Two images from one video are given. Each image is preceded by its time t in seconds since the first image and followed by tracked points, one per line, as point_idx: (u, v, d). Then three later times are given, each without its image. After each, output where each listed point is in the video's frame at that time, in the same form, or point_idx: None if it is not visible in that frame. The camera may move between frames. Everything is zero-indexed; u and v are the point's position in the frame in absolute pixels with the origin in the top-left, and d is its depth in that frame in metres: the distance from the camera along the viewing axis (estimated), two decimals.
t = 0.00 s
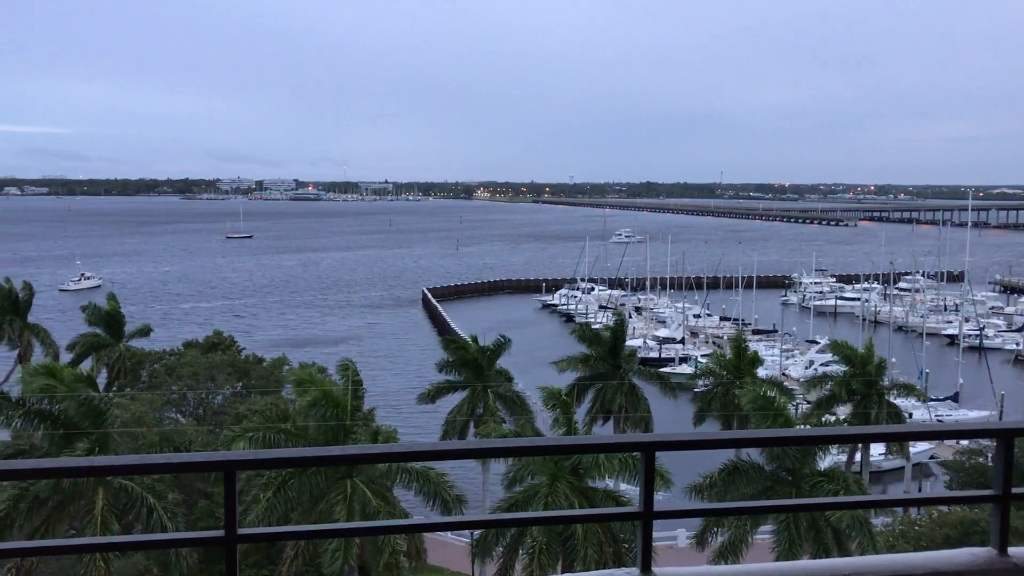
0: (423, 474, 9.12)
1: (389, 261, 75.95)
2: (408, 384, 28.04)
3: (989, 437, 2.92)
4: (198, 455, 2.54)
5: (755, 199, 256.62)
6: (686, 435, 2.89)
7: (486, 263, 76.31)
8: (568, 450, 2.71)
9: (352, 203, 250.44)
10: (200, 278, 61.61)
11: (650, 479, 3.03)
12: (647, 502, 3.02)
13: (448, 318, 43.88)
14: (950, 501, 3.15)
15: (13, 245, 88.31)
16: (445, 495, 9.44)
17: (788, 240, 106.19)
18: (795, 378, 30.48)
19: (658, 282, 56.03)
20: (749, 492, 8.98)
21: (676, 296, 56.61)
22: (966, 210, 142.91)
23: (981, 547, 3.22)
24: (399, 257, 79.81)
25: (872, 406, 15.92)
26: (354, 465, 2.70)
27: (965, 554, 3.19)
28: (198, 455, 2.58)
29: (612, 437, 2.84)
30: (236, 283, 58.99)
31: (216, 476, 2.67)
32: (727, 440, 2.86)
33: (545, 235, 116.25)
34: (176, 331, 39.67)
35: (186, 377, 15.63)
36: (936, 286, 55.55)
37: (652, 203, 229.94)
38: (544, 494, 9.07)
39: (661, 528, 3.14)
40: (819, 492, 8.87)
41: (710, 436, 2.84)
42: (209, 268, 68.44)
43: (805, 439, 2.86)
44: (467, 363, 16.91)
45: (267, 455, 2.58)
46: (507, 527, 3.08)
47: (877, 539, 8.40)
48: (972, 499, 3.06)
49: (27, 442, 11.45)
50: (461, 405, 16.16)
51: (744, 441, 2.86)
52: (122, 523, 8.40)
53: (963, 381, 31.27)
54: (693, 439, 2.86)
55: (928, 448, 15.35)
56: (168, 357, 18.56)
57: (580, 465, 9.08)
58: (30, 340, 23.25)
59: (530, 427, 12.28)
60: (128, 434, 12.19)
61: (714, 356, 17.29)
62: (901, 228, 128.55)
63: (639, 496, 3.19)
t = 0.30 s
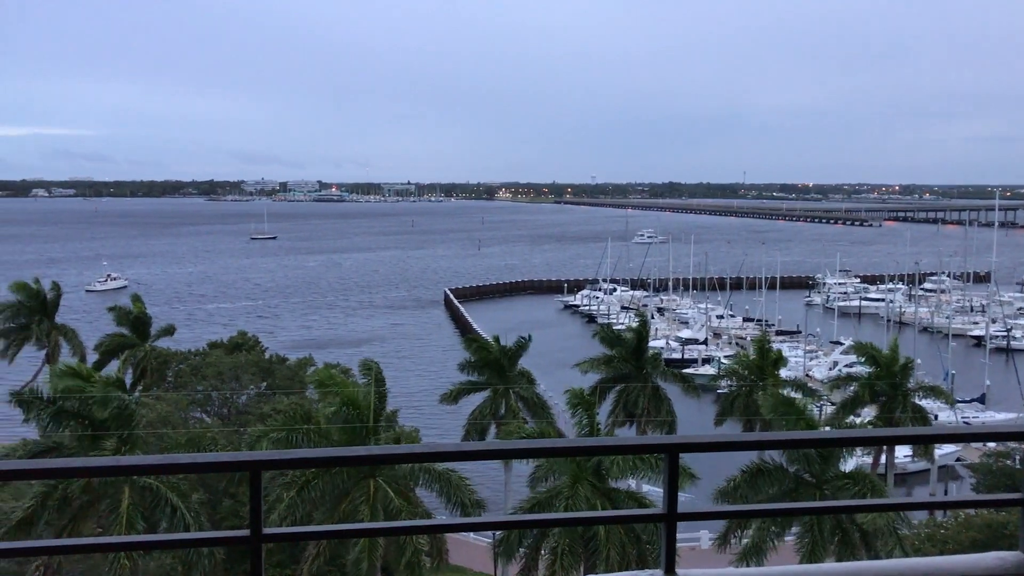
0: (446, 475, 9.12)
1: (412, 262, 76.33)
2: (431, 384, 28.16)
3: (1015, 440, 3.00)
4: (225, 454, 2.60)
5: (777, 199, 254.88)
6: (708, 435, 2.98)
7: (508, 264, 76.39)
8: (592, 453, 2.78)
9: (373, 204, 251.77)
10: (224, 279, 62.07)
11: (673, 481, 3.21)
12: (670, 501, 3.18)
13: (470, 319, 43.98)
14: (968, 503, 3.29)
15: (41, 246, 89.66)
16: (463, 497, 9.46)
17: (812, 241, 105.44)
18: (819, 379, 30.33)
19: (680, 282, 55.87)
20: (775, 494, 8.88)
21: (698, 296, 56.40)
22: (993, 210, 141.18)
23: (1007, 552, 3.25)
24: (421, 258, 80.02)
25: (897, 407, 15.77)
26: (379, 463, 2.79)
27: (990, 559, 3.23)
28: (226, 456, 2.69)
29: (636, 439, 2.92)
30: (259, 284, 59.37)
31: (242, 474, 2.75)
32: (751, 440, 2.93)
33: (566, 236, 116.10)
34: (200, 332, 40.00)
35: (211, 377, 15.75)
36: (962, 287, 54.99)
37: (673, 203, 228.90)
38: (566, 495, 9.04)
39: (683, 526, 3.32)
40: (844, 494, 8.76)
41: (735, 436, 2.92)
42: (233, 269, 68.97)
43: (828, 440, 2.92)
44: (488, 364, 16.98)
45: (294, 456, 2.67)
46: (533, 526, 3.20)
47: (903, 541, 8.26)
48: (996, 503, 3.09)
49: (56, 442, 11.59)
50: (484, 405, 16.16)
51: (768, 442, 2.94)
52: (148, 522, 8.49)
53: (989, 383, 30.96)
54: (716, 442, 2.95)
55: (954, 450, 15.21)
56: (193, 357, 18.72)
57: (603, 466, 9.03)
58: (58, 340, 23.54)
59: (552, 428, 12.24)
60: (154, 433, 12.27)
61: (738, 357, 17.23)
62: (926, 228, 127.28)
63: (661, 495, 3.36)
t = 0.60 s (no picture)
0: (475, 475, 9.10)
1: (442, 262, 76.61)
2: (463, 384, 28.20)
3: None
4: (258, 452, 2.59)
5: (806, 199, 252.61)
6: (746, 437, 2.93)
7: (537, 264, 76.39)
8: (625, 453, 2.73)
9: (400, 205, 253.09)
10: (256, 279, 62.61)
11: (706, 491, 3.17)
12: (705, 506, 3.15)
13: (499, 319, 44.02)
14: (1008, 512, 3.40)
15: (77, 247, 91.18)
16: (493, 498, 9.43)
17: (845, 240, 104.33)
18: (852, 380, 30.01)
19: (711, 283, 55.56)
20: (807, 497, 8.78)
21: (729, 297, 56.05)
22: None
23: None
24: (452, 259, 80.21)
25: (932, 409, 15.57)
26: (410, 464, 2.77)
27: None
28: (253, 454, 2.63)
29: (671, 441, 2.88)
30: (291, 284, 59.82)
31: (275, 473, 2.74)
32: (787, 442, 2.89)
33: (595, 236, 115.87)
34: (233, 332, 40.37)
35: (243, 376, 15.86)
36: (999, 288, 54.14)
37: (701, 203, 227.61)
38: (594, 496, 8.98)
39: (714, 531, 3.28)
40: (878, 497, 8.63)
41: (772, 439, 2.88)
42: (265, 269, 69.61)
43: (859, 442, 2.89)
44: (517, 364, 16.99)
45: (325, 453, 2.64)
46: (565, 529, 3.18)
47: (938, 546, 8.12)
48: None
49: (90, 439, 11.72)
50: (513, 406, 16.15)
51: (805, 442, 2.89)
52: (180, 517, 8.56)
53: None
54: (754, 443, 2.90)
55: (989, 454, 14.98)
56: (225, 356, 18.85)
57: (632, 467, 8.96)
58: (93, 340, 23.86)
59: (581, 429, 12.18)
60: (187, 431, 12.35)
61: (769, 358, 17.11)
62: (962, 228, 125.44)
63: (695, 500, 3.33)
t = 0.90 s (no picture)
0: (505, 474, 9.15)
1: (474, 262, 76.84)
2: (497, 385, 28.27)
3: None
4: (293, 453, 2.62)
5: (838, 199, 249.95)
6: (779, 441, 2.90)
7: (569, 264, 76.33)
8: (657, 453, 2.72)
9: (429, 206, 254.17)
10: (289, 279, 63.18)
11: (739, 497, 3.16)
12: (739, 509, 3.12)
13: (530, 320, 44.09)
14: None
15: (115, 247, 92.67)
16: (524, 497, 9.47)
17: (881, 241, 103.07)
18: (888, 382, 29.65)
19: (744, 283, 55.21)
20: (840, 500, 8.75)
21: (762, 298, 55.65)
22: None
23: None
24: (484, 259, 80.37)
25: (970, 413, 15.34)
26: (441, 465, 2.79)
27: None
28: (284, 456, 2.68)
29: (703, 442, 2.85)
30: (324, 284, 60.29)
31: (314, 473, 2.77)
32: (822, 446, 2.86)
33: (627, 236, 115.50)
34: (266, 331, 40.77)
35: (276, 376, 15.98)
36: None
37: (732, 203, 226.07)
38: (624, 497, 8.97)
39: (748, 535, 3.25)
40: (915, 501, 8.54)
41: (805, 444, 2.86)
42: (299, 269, 70.25)
43: (892, 446, 2.86)
44: (548, 366, 17.01)
45: (359, 453, 2.69)
46: (595, 530, 3.18)
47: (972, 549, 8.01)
48: None
49: (124, 437, 11.78)
50: (544, 406, 16.17)
51: (840, 447, 2.86)
52: (214, 515, 8.67)
53: None
54: (786, 445, 2.87)
55: None
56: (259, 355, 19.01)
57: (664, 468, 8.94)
58: (129, 339, 24.23)
59: (611, 430, 12.16)
60: (221, 431, 12.41)
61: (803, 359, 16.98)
62: (1001, 229, 123.40)
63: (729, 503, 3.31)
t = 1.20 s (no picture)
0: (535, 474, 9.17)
1: (504, 263, 76.99)
2: (528, 385, 28.31)
3: None
4: (327, 451, 2.68)
5: (870, 199, 246.99)
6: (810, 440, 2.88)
7: (599, 265, 76.20)
8: (687, 456, 2.75)
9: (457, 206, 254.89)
10: (320, 279, 63.62)
11: (772, 497, 3.17)
12: (770, 510, 3.16)
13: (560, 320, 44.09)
14: None
15: (149, 246, 93.92)
16: (553, 495, 9.56)
17: (916, 241, 101.70)
18: (922, 385, 29.33)
19: (776, 284, 54.81)
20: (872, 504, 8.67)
21: (794, 299, 55.25)
22: None
23: None
24: (514, 259, 80.45)
25: (1007, 417, 15.07)
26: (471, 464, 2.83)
27: None
28: (317, 454, 2.73)
29: (734, 444, 2.86)
30: (354, 284, 60.65)
31: (346, 470, 2.83)
32: (855, 447, 2.84)
33: (657, 237, 114.99)
34: (298, 331, 41.10)
35: (307, 375, 16.08)
36: None
37: (761, 203, 224.26)
38: (653, 498, 8.95)
39: (778, 534, 3.28)
40: (948, 506, 8.44)
41: (837, 444, 2.82)
42: (329, 269, 70.73)
43: (930, 449, 2.81)
44: (578, 366, 17.02)
45: (388, 451, 2.74)
46: (622, 532, 3.23)
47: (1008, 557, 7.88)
48: None
49: (155, 437, 11.86)
50: (573, 406, 16.16)
51: (868, 449, 2.84)
52: (246, 514, 8.73)
53: None
54: (816, 447, 2.85)
55: None
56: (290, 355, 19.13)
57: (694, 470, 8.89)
58: (163, 338, 24.51)
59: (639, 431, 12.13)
60: (253, 429, 12.52)
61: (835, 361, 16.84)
62: None
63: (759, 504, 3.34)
